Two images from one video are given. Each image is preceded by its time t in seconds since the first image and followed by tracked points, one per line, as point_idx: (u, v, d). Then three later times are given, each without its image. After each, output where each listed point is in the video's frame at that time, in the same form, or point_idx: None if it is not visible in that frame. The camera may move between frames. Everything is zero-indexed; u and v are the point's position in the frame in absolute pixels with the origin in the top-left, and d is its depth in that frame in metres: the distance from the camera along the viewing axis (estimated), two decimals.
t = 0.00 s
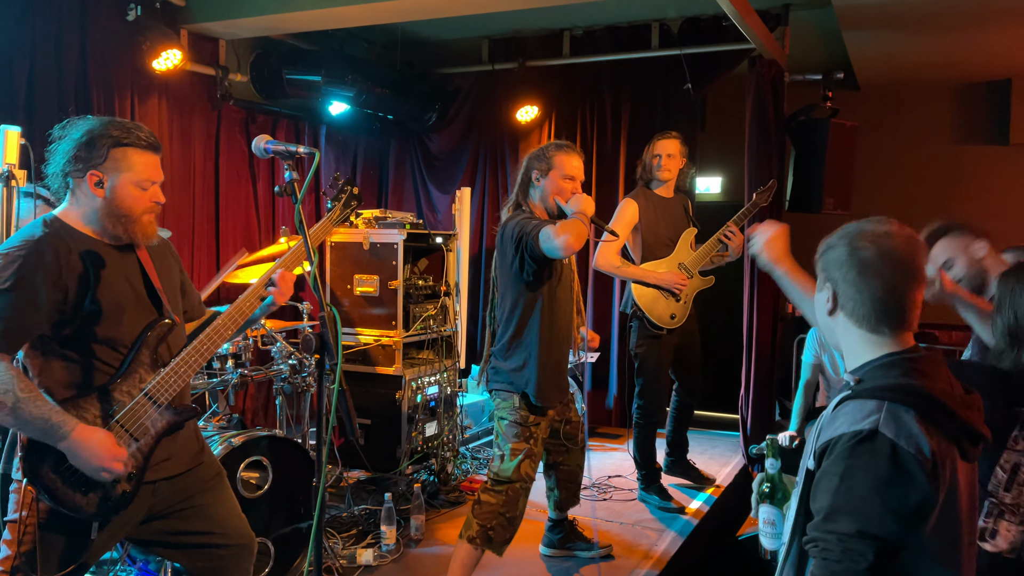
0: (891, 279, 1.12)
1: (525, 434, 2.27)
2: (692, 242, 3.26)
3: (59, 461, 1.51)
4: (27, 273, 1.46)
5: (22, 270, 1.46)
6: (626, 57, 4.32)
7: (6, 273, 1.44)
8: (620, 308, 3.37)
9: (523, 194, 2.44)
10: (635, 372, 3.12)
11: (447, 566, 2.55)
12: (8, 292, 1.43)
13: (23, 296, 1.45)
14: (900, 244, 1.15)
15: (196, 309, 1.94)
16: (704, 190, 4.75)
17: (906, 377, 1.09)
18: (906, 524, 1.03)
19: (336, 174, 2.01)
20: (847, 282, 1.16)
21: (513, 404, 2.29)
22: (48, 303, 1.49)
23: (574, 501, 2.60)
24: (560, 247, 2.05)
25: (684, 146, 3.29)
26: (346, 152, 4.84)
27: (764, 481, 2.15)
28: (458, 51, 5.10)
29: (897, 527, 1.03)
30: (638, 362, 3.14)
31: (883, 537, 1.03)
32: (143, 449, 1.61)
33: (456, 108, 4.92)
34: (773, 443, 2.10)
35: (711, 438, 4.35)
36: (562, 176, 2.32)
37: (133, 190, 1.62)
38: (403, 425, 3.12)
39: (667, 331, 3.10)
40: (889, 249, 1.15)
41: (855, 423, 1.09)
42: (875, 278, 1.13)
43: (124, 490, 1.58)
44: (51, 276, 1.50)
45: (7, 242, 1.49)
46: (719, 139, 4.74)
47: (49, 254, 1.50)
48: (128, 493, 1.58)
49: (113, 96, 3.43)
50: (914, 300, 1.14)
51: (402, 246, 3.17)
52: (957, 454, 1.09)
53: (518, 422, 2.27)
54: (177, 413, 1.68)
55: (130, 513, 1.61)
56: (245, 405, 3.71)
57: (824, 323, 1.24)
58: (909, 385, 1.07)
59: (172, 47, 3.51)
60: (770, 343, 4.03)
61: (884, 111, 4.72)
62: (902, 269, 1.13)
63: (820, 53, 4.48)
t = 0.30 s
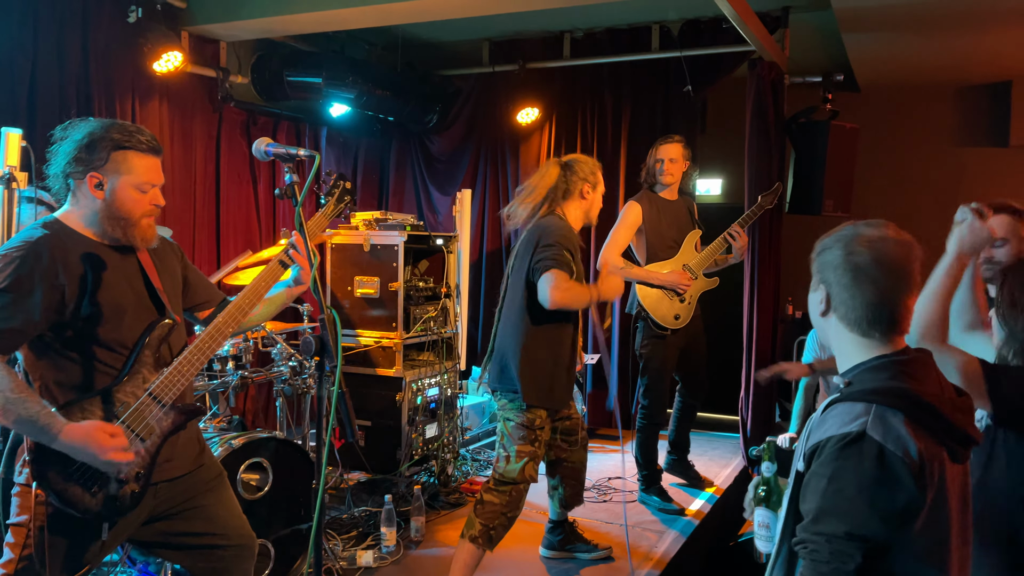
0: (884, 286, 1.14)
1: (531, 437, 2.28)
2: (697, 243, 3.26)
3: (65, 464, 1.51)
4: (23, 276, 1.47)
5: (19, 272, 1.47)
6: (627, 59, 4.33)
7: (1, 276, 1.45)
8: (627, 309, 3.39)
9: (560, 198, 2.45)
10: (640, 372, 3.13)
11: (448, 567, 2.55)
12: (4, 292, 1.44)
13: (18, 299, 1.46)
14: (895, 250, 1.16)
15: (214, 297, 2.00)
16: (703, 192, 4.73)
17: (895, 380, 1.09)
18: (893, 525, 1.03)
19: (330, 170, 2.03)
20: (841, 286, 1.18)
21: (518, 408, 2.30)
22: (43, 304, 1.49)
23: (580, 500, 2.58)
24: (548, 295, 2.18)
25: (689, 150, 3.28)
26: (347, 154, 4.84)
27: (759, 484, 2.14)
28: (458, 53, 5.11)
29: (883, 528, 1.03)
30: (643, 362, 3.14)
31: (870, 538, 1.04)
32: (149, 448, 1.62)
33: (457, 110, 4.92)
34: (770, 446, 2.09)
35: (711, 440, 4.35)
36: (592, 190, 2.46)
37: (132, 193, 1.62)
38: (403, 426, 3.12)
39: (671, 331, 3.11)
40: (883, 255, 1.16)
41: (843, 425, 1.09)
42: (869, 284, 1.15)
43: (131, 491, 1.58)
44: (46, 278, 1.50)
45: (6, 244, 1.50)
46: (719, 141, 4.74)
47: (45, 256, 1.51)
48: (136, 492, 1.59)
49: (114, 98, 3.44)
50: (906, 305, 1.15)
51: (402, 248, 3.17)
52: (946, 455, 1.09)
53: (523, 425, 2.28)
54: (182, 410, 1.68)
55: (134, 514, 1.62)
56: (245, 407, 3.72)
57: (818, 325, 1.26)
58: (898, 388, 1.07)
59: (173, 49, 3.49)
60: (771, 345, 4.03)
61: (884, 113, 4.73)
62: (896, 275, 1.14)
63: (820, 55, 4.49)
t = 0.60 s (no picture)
0: (880, 292, 1.14)
1: (528, 423, 2.28)
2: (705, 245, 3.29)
3: (60, 469, 1.50)
4: (23, 279, 1.47)
5: (19, 275, 1.46)
6: (628, 60, 4.33)
7: (3, 279, 1.45)
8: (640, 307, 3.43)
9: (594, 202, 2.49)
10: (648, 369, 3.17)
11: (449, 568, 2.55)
12: (5, 295, 1.44)
13: (19, 302, 1.45)
14: (894, 254, 1.15)
15: (216, 299, 2.00)
16: (706, 193, 4.75)
17: (889, 380, 1.09)
18: (892, 524, 1.03)
19: (336, 174, 2.03)
20: (838, 289, 1.17)
21: (518, 391, 2.28)
22: (42, 311, 1.49)
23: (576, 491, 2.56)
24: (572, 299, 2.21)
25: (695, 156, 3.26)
26: (348, 155, 4.84)
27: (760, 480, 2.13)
28: (460, 54, 5.11)
29: (883, 527, 1.03)
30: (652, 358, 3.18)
31: (871, 538, 1.04)
32: (146, 454, 1.61)
33: (458, 111, 4.92)
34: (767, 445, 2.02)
35: (712, 440, 4.34)
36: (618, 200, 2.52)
37: (133, 194, 1.63)
38: (404, 427, 3.12)
39: (681, 330, 3.13)
40: (882, 261, 1.15)
41: (840, 427, 1.09)
42: (866, 290, 1.14)
43: (127, 496, 1.57)
44: (47, 281, 1.50)
45: (7, 246, 1.50)
46: (721, 142, 4.74)
47: (45, 260, 1.51)
48: (132, 498, 1.57)
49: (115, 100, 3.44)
50: (902, 308, 1.14)
51: (403, 249, 3.17)
52: (940, 452, 1.09)
53: (521, 410, 2.28)
54: (183, 419, 1.67)
55: (133, 519, 1.61)
56: (246, 408, 3.72)
57: (814, 321, 1.27)
58: (891, 388, 1.08)
59: (174, 50, 3.48)
60: (772, 346, 4.03)
61: (886, 114, 4.73)
62: (894, 282, 1.14)
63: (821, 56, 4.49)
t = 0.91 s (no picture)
0: (883, 292, 1.14)
1: (522, 442, 2.29)
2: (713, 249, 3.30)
3: (70, 472, 1.50)
4: (31, 283, 1.47)
5: (27, 279, 1.47)
6: (632, 60, 4.32)
7: (11, 283, 1.45)
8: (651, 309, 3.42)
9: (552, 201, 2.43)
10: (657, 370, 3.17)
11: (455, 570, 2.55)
12: (11, 301, 1.44)
13: (28, 306, 1.46)
14: (895, 256, 1.15)
15: (223, 301, 2.00)
16: (710, 193, 4.76)
17: (898, 383, 1.09)
18: (901, 527, 1.03)
19: (342, 176, 2.04)
20: (841, 292, 1.18)
21: (513, 411, 2.29)
22: (51, 315, 1.50)
23: (584, 501, 2.55)
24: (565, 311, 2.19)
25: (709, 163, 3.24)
26: (353, 157, 4.85)
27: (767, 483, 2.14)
28: (463, 55, 5.11)
29: (892, 531, 1.03)
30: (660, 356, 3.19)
31: (878, 540, 1.04)
32: (154, 457, 1.62)
33: (462, 112, 4.92)
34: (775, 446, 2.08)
35: (718, 441, 4.34)
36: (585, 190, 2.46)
37: (144, 198, 1.63)
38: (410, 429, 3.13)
39: (691, 330, 3.14)
40: (884, 262, 1.15)
41: (849, 429, 1.09)
42: (868, 290, 1.15)
43: (136, 499, 1.57)
44: (55, 286, 1.50)
45: (15, 250, 1.50)
46: (725, 142, 4.73)
47: (54, 264, 1.51)
48: (140, 501, 1.58)
49: (120, 102, 3.45)
50: (907, 310, 1.15)
51: (408, 251, 3.17)
52: (949, 455, 1.09)
53: (516, 430, 2.28)
54: (189, 422, 1.68)
55: (141, 521, 1.62)
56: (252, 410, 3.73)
57: (819, 326, 1.27)
58: (901, 390, 1.08)
59: (180, 54, 3.49)
60: (778, 346, 4.02)
61: (891, 113, 4.71)
62: (896, 281, 1.14)
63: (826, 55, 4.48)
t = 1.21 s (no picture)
0: (886, 289, 1.14)
1: (525, 449, 2.28)
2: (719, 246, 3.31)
3: (76, 473, 1.51)
4: (36, 285, 1.46)
5: (31, 282, 1.46)
6: (636, 60, 4.32)
7: (14, 286, 1.44)
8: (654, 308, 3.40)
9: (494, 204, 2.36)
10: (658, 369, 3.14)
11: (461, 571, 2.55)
12: (16, 303, 1.43)
13: (33, 309, 1.45)
14: (897, 252, 1.16)
15: (223, 302, 2.00)
16: (714, 193, 4.76)
17: (905, 382, 1.09)
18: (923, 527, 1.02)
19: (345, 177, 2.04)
20: (843, 291, 1.18)
21: (515, 417, 2.28)
22: (56, 316, 1.49)
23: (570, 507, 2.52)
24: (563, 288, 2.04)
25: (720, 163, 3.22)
26: (356, 158, 4.86)
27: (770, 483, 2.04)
28: (467, 56, 5.11)
29: (910, 530, 1.03)
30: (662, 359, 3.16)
31: (898, 541, 1.03)
32: (159, 459, 1.62)
33: (466, 112, 4.90)
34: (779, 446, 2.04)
35: (723, 441, 4.33)
36: (534, 184, 2.28)
37: (151, 196, 1.64)
38: (415, 430, 3.14)
39: (697, 328, 3.14)
40: (885, 259, 1.16)
41: (860, 431, 1.08)
42: (871, 288, 1.15)
43: (141, 500, 1.58)
44: (59, 288, 1.50)
45: (20, 252, 1.50)
46: (728, 142, 4.73)
47: (58, 267, 1.51)
48: (146, 502, 1.58)
49: (125, 104, 3.45)
50: (909, 306, 1.15)
51: (413, 251, 3.17)
52: (958, 452, 1.09)
53: (518, 438, 2.27)
54: (193, 421, 1.68)
55: (146, 521, 1.62)
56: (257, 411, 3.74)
57: (823, 327, 1.26)
58: (909, 390, 1.08)
59: (184, 55, 3.52)
60: (783, 345, 4.01)
61: (895, 112, 4.70)
62: (898, 278, 1.14)
63: (830, 55, 4.47)
